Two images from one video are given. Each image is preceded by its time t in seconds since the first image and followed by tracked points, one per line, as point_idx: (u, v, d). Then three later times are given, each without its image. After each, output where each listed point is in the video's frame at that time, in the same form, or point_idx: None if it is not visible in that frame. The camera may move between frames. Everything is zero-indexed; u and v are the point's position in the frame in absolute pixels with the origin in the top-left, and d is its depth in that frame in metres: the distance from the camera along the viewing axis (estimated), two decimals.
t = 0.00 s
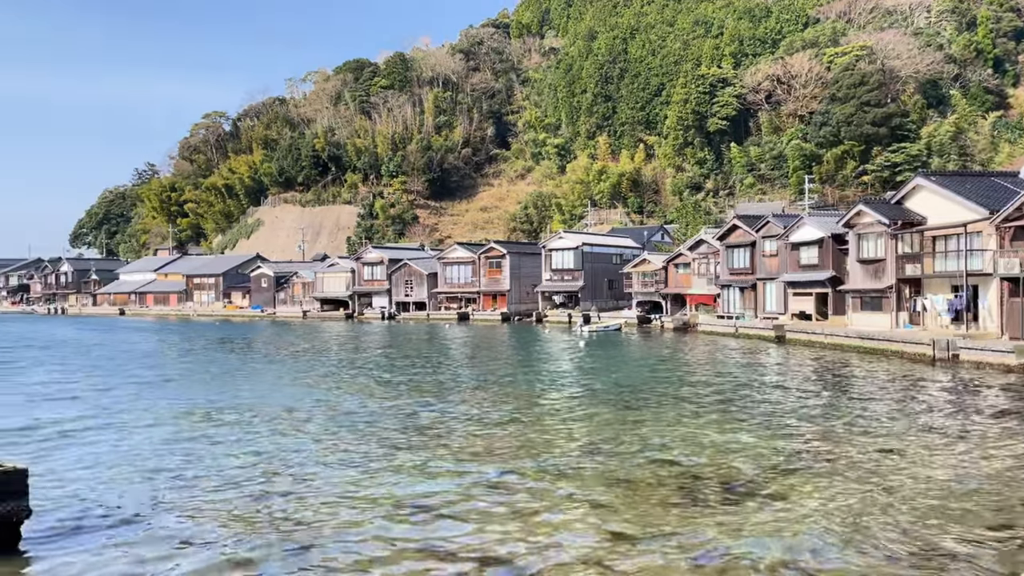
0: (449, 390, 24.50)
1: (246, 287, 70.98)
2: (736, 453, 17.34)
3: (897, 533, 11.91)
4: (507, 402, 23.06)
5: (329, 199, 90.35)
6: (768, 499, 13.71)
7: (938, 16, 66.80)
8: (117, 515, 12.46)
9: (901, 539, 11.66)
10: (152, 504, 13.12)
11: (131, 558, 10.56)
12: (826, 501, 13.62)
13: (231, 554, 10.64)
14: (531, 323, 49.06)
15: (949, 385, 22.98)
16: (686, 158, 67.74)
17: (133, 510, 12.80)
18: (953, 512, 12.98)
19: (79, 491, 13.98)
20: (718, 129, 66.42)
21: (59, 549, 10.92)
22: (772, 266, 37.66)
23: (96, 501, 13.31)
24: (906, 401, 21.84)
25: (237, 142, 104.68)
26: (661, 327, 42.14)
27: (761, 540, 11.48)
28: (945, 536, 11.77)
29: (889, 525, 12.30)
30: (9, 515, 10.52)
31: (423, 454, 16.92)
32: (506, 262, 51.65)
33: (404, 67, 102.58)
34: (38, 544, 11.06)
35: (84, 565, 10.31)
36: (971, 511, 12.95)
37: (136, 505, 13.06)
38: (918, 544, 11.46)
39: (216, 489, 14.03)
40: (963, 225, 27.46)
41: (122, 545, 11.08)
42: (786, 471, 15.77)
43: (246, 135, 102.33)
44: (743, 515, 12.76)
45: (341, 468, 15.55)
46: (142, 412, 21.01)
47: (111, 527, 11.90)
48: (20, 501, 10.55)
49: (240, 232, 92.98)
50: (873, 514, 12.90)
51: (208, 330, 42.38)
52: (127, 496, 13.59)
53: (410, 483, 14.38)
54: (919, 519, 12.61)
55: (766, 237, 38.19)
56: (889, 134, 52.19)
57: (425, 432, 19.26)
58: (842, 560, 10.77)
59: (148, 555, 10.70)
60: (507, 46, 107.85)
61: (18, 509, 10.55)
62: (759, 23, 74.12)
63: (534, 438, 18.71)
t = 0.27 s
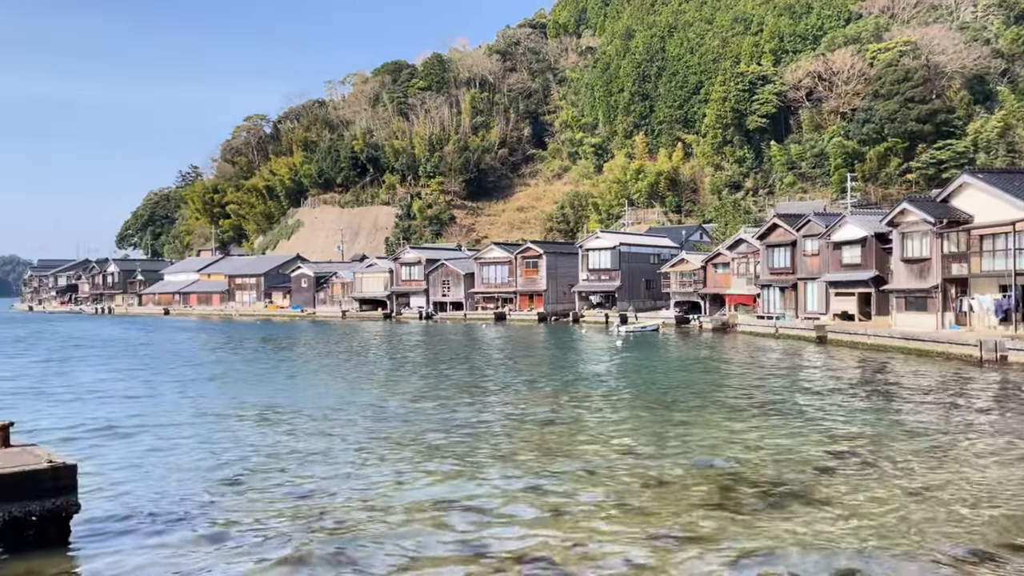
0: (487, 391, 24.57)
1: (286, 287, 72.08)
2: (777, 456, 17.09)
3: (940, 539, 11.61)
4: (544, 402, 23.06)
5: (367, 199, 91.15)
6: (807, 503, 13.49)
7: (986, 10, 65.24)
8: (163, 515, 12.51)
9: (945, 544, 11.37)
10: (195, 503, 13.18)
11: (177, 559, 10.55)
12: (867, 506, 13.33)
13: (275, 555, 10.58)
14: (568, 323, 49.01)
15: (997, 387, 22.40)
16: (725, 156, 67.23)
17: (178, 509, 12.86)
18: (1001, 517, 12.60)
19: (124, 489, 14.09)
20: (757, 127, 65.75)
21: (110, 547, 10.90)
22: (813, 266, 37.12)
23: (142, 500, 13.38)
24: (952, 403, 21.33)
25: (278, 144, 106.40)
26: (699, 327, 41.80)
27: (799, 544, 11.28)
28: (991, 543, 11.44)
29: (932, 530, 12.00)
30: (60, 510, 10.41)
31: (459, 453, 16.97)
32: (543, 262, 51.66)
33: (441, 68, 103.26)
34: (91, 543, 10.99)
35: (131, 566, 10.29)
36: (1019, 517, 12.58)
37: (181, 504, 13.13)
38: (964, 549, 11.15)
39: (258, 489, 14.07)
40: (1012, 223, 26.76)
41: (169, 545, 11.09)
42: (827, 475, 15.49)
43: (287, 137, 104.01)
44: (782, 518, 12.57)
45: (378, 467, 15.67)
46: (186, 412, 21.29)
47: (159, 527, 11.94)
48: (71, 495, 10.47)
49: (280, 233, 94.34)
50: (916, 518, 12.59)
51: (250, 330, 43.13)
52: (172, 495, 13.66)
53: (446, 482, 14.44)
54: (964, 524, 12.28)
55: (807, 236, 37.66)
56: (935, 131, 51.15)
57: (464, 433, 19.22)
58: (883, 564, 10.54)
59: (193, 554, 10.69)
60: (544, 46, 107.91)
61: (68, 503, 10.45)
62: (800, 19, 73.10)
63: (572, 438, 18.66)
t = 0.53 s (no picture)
0: (526, 391, 24.58)
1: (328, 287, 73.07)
2: (822, 458, 16.79)
3: (993, 545, 11.26)
4: (584, 402, 23.00)
5: (408, 200, 91.91)
6: (853, 506, 13.20)
7: None
8: (209, 510, 12.83)
9: (997, 550, 11.03)
10: (239, 499, 13.47)
11: (222, 552, 10.83)
12: (916, 510, 13.00)
13: (317, 550, 10.78)
14: (608, 323, 48.80)
15: None
16: (768, 154, 66.39)
17: (223, 505, 13.16)
18: None
19: (172, 485, 14.46)
20: (801, 124, 64.72)
21: (158, 541, 11.22)
22: (859, 265, 36.41)
23: (189, 496, 13.69)
24: (1005, 406, 20.70)
25: (320, 146, 107.97)
26: (742, 328, 41.29)
27: (845, 548, 11.05)
28: None
29: (984, 536, 11.65)
30: (110, 504, 10.84)
31: (500, 453, 16.99)
32: (583, 262, 51.51)
33: (481, 69, 103.77)
34: (141, 538, 11.34)
35: (180, 560, 10.51)
36: None
37: (226, 500, 13.44)
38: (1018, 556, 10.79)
39: (300, 486, 14.33)
40: None
41: (214, 539, 11.37)
42: (874, 478, 15.15)
43: (329, 139, 105.54)
44: (827, 521, 12.31)
45: (419, 466, 15.76)
46: (232, 409, 21.77)
47: (205, 522, 12.23)
48: (121, 490, 10.89)
49: (322, 234, 95.46)
50: (968, 523, 12.24)
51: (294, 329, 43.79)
52: (217, 492, 13.99)
53: (486, 483, 14.46)
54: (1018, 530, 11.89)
55: (853, 235, 36.97)
56: (986, 127, 49.79)
57: (503, 431, 19.32)
58: (933, 569, 10.26)
59: (238, 549, 10.95)
60: (583, 45, 107.66)
61: (119, 498, 10.87)
62: (845, 14, 71.72)
63: (613, 439, 18.55)
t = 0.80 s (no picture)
0: (566, 391, 24.56)
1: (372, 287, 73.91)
2: (868, 461, 16.47)
3: None
4: (623, 402, 22.91)
5: (449, 200, 92.48)
6: (902, 511, 12.91)
7: None
8: (253, 506, 13.12)
9: None
10: (283, 495, 13.75)
11: (267, 546, 11.07)
12: (967, 515, 12.67)
13: (358, 546, 10.97)
14: (650, 323, 48.47)
15: None
16: (815, 152, 65.26)
17: (267, 500, 13.46)
18: None
19: (220, 481, 14.82)
20: (849, 121, 63.49)
21: (206, 536, 11.53)
22: (909, 264, 35.56)
23: (236, 493, 14.00)
24: None
25: (364, 148, 109.35)
26: (787, 329, 40.64)
27: (893, 553, 10.81)
28: None
29: None
30: (162, 500, 11.21)
31: (540, 453, 17.03)
32: (625, 262, 51.24)
33: (522, 69, 103.96)
34: (191, 532, 11.69)
35: (228, 554, 10.79)
36: None
37: (270, 496, 13.74)
38: None
39: (343, 483, 14.57)
40: None
41: (259, 534, 11.63)
42: (923, 482, 14.80)
43: (373, 140, 106.84)
44: (874, 525, 12.06)
45: (459, 465, 15.85)
46: (277, 407, 22.17)
47: (250, 517, 12.51)
48: (171, 486, 11.28)
49: (366, 234, 96.37)
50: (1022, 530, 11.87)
51: (339, 328, 44.37)
52: (261, 488, 14.30)
53: (524, 483, 14.50)
54: None
55: (902, 234, 36.12)
56: None
57: (543, 431, 19.39)
58: None
59: (281, 543, 11.19)
60: (625, 44, 107.14)
61: (169, 494, 11.24)
62: (895, 8, 70.11)
63: (653, 439, 18.43)
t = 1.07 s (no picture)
0: (617, 391, 24.35)
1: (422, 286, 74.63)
2: (933, 466, 15.87)
3: None
4: (675, 403, 22.60)
5: (499, 200, 92.82)
6: (971, 517, 12.38)
7: None
8: (308, 503, 13.28)
9: None
10: (337, 493, 13.89)
11: (324, 544, 11.17)
12: None
13: (412, 546, 10.99)
14: (702, 323, 47.81)
15: None
16: (872, 148, 63.63)
17: (322, 497, 13.61)
18: None
19: (276, 478, 15.04)
20: (909, 116, 61.78)
21: (264, 531, 11.70)
22: (973, 263, 34.30)
23: (292, 489, 14.21)
24: None
25: (415, 149, 110.61)
26: (844, 329, 39.65)
27: (961, 562, 10.39)
28: None
29: None
30: (221, 495, 11.43)
31: (591, 453, 16.89)
32: (676, 261, 50.65)
33: (572, 68, 103.78)
34: (248, 527, 11.89)
35: (284, 549, 10.94)
36: None
37: (325, 493, 13.90)
38: None
39: (396, 481, 14.65)
40: None
41: (314, 531, 11.75)
42: (992, 488, 14.21)
43: (423, 141, 107.95)
44: (941, 532, 11.62)
45: (510, 465, 15.82)
46: (330, 406, 22.46)
47: (306, 514, 12.65)
48: (231, 481, 11.49)
49: (416, 234, 97.31)
50: None
51: (390, 328, 44.88)
52: (316, 486, 14.46)
53: (577, 483, 14.38)
54: None
55: (965, 232, 34.86)
56: None
57: (594, 432, 19.24)
58: None
59: (336, 542, 11.28)
60: (676, 41, 106.08)
61: (229, 489, 11.46)
62: None
63: (707, 441, 18.12)
